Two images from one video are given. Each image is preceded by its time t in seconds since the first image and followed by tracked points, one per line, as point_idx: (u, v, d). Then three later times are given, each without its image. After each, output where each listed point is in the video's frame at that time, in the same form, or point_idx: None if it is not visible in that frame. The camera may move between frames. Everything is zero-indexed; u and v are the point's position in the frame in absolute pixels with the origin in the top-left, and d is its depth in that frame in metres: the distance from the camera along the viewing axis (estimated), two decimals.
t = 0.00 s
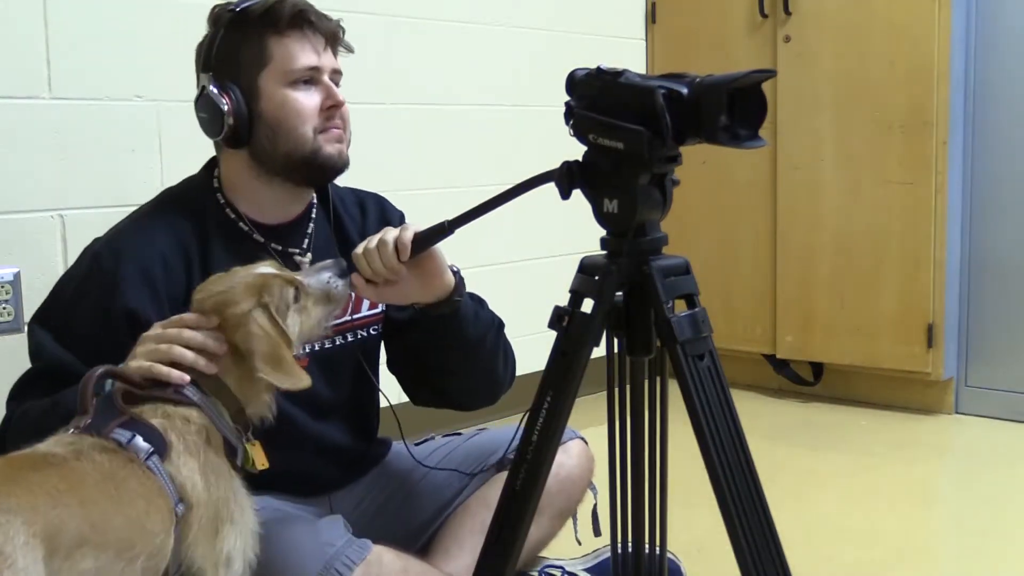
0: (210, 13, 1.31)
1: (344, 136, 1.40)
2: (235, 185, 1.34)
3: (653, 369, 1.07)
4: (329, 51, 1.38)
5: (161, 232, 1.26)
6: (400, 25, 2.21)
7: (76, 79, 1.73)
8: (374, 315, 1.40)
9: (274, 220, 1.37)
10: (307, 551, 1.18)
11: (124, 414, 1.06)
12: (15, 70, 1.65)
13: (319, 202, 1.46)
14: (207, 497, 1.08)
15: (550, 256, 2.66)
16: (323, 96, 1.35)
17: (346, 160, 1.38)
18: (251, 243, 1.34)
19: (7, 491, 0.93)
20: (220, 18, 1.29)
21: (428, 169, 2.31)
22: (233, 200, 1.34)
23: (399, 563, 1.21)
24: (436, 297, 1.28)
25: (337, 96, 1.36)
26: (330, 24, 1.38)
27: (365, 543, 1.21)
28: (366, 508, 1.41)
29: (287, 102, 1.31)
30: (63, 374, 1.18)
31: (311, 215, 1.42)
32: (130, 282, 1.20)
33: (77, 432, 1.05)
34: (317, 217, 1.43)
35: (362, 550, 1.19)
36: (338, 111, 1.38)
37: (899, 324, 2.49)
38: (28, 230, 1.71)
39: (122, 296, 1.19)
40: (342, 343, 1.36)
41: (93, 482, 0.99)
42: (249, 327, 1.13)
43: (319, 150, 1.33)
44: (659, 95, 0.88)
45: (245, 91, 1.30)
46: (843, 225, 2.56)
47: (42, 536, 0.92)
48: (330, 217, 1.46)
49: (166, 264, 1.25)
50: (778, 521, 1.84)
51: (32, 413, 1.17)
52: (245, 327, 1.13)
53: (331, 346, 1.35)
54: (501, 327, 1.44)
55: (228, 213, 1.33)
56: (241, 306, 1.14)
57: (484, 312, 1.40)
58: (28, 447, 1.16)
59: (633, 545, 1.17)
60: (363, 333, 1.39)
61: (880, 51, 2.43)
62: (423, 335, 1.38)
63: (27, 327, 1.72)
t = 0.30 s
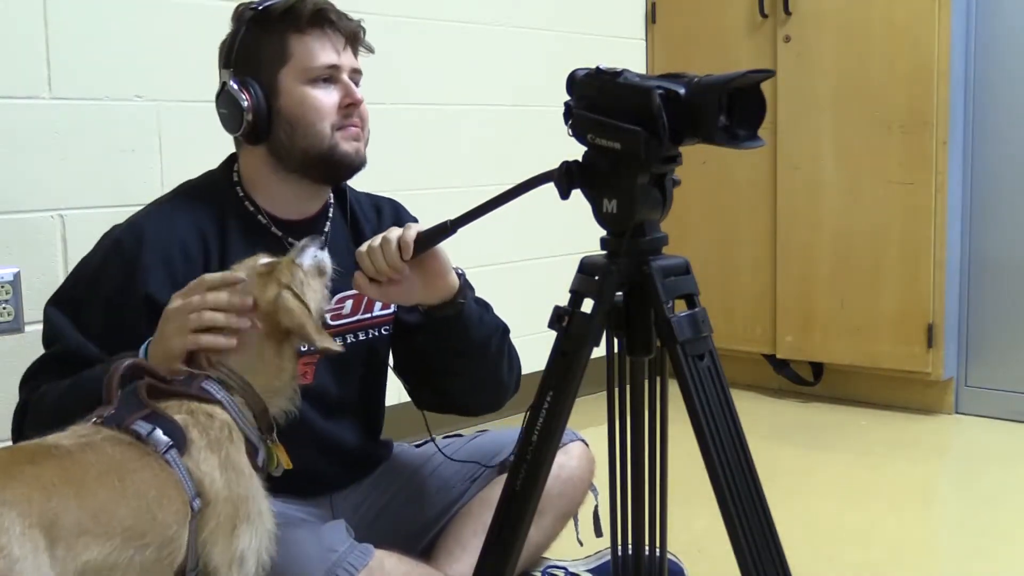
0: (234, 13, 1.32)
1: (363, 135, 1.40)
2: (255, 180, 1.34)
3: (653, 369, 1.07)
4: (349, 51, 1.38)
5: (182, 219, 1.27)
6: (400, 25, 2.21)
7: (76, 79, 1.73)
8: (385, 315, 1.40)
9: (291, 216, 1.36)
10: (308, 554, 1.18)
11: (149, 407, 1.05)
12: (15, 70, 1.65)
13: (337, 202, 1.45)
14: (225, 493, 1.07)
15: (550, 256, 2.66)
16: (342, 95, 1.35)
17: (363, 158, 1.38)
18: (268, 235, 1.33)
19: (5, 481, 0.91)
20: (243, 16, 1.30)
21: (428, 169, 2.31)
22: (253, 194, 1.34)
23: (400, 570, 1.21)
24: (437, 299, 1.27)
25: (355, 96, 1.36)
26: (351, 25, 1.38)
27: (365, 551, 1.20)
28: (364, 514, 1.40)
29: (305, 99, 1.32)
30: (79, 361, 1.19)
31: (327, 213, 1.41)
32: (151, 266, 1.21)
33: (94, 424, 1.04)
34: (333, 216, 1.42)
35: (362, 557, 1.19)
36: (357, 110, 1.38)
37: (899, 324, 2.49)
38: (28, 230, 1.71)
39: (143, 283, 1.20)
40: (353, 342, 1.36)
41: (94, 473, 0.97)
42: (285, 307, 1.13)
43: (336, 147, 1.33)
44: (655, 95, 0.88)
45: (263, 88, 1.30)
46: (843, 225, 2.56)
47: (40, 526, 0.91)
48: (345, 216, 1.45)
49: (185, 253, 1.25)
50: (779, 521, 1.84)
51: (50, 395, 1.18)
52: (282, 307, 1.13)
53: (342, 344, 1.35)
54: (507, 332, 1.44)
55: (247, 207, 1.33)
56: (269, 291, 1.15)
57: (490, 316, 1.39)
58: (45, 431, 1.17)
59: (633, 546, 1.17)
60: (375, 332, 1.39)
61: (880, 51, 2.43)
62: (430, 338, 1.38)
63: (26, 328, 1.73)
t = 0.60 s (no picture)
0: (254, 14, 1.31)
1: (371, 149, 1.37)
2: (260, 184, 1.33)
3: (653, 370, 1.07)
4: (366, 64, 1.35)
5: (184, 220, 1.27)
6: (400, 25, 2.21)
7: (76, 79, 1.73)
8: (389, 320, 1.39)
9: (298, 217, 1.36)
10: (308, 554, 1.17)
11: (161, 387, 1.09)
12: (15, 70, 1.65)
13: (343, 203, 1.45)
14: (235, 466, 1.11)
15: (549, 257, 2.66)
16: (350, 110, 1.33)
17: (367, 173, 1.36)
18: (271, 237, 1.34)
19: (43, 455, 0.96)
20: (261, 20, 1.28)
21: (429, 170, 2.31)
22: (259, 196, 1.34)
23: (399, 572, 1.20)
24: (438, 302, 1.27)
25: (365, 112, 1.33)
26: (371, 37, 1.35)
27: (365, 551, 1.19)
28: (364, 514, 1.40)
29: (313, 110, 1.29)
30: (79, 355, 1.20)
31: (333, 217, 1.40)
32: (153, 265, 1.21)
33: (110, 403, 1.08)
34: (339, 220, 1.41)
35: (363, 558, 1.18)
36: (367, 125, 1.35)
37: (899, 324, 2.49)
38: (28, 230, 1.71)
39: (142, 282, 1.20)
40: (355, 346, 1.37)
41: (116, 447, 1.01)
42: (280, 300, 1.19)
43: (339, 161, 1.30)
44: (654, 95, 0.88)
45: (273, 95, 1.28)
46: (843, 225, 2.56)
47: (76, 499, 0.96)
48: (351, 219, 1.44)
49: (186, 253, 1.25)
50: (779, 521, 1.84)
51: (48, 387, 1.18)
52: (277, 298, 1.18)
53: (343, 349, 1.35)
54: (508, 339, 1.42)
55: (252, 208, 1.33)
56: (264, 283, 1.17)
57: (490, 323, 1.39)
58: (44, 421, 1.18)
59: (633, 546, 1.17)
60: (377, 337, 1.38)
61: (879, 51, 2.43)
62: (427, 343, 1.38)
63: (26, 328, 1.73)
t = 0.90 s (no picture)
0: (256, 15, 1.31)
1: (362, 159, 1.36)
2: (253, 186, 1.35)
3: (653, 370, 1.07)
4: (361, 73, 1.33)
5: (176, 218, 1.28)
6: (401, 25, 2.21)
7: (77, 80, 1.73)
8: (384, 322, 1.41)
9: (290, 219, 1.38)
10: (306, 554, 1.16)
11: (161, 366, 1.11)
12: (15, 70, 1.65)
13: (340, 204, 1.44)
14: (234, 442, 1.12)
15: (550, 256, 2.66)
16: (338, 122, 1.31)
17: (354, 183, 1.37)
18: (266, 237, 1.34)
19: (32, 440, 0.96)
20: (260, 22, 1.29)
21: (430, 170, 2.32)
22: (253, 195, 1.35)
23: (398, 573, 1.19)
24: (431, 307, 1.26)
25: (353, 125, 1.31)
26: (369, 46, 1.32)
27: (365, 553, 1.18)
28: (361, 517, 1.40)
29: (300, 120, 1.29)
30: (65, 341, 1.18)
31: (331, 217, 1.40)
32: (139, 252, 1.22)
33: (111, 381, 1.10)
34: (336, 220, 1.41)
35: (362, 561, 1.17)
36: (357, 137, 1.33)
37: (899, 324, 2.49)
38: (27, 230, 1.71)
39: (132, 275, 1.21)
40: (348, 348, 1.37)
41: (109, 427, 1.03)
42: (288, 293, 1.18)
43: (323, 173, 1.31)
44: (654, 95, 0.88)
45: (263, 103, 1.29)
46: (842, 225, 2.56)
47: (64, 478, 0.96)
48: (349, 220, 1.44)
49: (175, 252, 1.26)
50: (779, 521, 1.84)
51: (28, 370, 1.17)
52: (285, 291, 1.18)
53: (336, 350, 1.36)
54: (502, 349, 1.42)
55: (247, 207, 1.34)
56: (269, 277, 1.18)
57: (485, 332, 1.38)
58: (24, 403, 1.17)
59: (633, 545, 1.17)
60: (372, 339, 1.39)
61: (879, 51, 2.43)
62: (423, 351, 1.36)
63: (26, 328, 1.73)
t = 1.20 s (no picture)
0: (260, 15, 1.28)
1: (341, 176, 1.32)
2: (245, 183, 1.35)
3: (653, 370, 1.07)
4: (344, 92, 1.26)
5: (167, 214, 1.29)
6: (400, 25, 2.21)
7: (76, 79, 1.73)
8: (377, 325, 1.40)
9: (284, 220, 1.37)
10: (306, 554, 1.14)
11: (183, 371, 1.10)
12: (16, 70, 1.65)
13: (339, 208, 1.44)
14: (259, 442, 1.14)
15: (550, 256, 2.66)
16: (311, 141, 1.26)
17: (325, 199, 1.32)
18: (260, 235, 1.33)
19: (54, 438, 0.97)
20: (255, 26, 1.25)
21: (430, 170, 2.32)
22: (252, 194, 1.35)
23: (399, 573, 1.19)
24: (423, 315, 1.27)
25: (323, 146, 1.26)
26: (354, 62, 1.25)
27: (365, 553, 1.17)
28: (360, 517, 1.40)
29: (273, 133, 1.26)
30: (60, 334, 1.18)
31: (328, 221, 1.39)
32: (133, 246, 1.23)
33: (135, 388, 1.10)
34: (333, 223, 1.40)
35: (362, 560, 1.16)
36: (332, 156, 1.28)
37: (899, 324, 2.49)
38: (27, 230, 1.70)
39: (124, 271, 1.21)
40: (341, 349, 1.37)
41: (131, 430, 1.03)
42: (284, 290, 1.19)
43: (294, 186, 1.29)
44: (654, 95, 0.88)
45: (247, 108, 1.27)
46: (842, 226, 2.56)
47: (82, 477, 0.96)
48: (349, 227, 1.44)
49: (167, 249, 1.27)
50: (779, 521, 1.84)
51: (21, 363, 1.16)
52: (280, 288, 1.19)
53: (329, 352, 1.35)
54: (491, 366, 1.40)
55: (246, 207, 1.34)
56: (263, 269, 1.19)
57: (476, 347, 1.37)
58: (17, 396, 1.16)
59: (633, 545, 1.17)
60: (364, 342, 1.38)
61: (879, 51, 2.43)
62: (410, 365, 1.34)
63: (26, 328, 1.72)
